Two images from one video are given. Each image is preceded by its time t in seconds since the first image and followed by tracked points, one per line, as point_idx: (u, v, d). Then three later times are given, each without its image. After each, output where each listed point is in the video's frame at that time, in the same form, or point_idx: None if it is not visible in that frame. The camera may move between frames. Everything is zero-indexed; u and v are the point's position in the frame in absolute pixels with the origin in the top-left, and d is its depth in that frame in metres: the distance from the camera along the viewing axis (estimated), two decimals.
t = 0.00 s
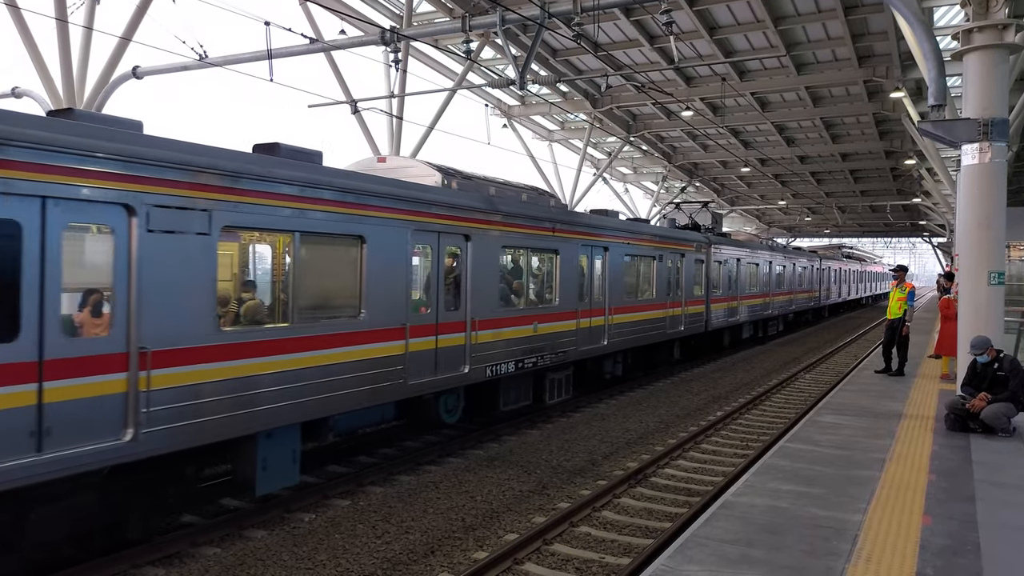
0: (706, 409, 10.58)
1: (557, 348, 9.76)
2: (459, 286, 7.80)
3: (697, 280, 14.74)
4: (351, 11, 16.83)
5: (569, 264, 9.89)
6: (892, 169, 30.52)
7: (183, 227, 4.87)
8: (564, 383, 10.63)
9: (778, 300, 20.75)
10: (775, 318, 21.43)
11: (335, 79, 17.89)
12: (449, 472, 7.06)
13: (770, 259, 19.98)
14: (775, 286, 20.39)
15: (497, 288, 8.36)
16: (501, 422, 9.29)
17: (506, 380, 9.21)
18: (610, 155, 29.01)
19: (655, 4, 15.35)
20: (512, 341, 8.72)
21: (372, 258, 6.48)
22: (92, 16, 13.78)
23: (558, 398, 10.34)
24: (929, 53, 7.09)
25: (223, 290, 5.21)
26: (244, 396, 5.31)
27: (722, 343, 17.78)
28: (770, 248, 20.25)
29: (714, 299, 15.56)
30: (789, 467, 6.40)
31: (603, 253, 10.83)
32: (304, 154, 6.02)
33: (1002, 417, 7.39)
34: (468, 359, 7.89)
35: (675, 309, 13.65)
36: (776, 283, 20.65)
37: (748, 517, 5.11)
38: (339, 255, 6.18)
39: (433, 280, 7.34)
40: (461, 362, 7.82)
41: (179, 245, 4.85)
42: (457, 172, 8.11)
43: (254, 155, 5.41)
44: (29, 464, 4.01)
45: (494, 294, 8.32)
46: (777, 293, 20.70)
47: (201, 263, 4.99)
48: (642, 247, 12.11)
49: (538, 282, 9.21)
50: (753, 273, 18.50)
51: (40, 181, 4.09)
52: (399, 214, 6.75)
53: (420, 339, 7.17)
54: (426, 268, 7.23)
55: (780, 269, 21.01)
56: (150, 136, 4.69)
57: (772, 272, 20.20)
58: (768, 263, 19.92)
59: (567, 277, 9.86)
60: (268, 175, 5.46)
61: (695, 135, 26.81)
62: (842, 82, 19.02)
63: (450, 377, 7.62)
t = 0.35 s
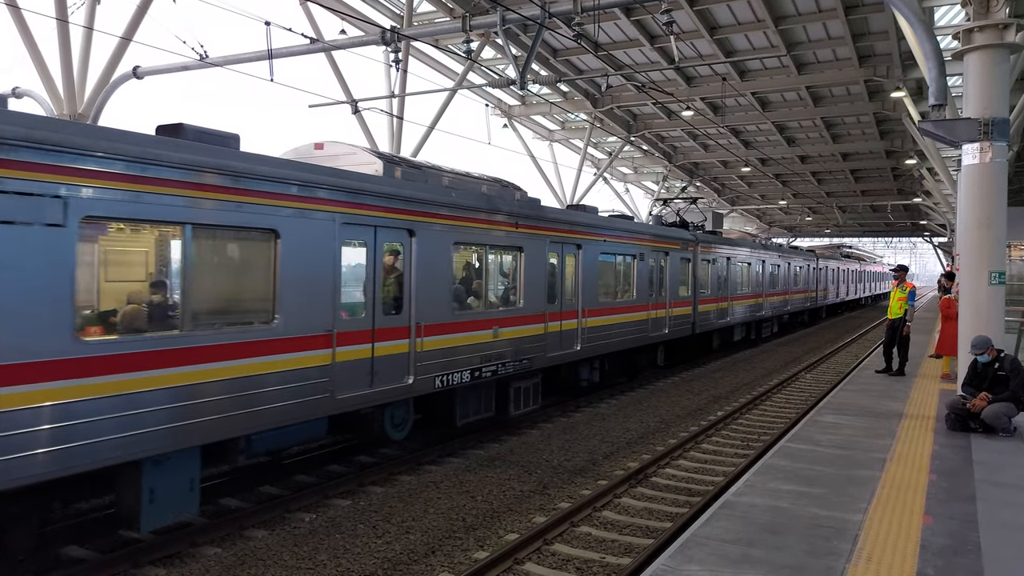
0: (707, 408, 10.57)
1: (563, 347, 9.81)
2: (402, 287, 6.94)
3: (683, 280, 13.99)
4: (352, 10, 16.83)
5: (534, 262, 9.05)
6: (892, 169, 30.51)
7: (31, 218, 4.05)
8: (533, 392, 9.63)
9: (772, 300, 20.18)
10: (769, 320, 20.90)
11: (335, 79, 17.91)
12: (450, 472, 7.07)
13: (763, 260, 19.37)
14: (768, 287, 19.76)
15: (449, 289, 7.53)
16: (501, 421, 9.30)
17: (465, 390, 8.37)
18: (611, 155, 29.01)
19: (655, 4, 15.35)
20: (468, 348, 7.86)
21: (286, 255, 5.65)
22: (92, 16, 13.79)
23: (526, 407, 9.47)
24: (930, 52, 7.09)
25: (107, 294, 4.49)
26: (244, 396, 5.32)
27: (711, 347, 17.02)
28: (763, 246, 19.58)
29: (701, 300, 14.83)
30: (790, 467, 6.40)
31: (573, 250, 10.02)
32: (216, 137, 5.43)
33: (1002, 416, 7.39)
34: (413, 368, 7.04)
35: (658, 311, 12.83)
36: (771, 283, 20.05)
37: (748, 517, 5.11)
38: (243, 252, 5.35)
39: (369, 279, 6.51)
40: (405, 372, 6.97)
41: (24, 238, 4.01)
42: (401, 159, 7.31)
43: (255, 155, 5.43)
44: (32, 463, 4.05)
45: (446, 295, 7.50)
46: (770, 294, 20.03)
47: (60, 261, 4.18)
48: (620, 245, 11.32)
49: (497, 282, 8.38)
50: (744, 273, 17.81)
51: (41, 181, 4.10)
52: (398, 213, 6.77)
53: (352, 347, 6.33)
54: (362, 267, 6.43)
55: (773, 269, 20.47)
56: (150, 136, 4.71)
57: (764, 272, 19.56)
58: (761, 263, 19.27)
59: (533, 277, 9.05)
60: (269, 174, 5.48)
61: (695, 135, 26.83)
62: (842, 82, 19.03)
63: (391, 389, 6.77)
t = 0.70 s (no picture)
0: (707, 408, 10.56)
1: (561, 350, 9.85)
2: (334, 288, 6.19)
3: (670, 280, 13.36)
4: (352, 10, 16.83)
5: (493, 261, 8.31)
6: (893, 169, 30.49)
7: None
8: (495, 403, 8.82)
9: (768, 300, 19.58)
10: (764, 322, 20.29)
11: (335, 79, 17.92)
12: (450, 472, 7.07)
13: (758, 261, 18.72)
14: (763, 287, 19.12)
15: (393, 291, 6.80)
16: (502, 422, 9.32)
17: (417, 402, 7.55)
18: (611, 155, 28.99)
19: (655, 4, 15.36)
20: (415, 356, 7.08)
21: (183, 252, 4.89)
22: (92, 16, 13.79)
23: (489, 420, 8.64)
24: (931, 52, 7.08)
25: None
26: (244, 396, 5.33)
27: (702, 351, 16.34)
28: (759, 246, 18.93)
29: (689, 301, 14.17)
30: (790, 467, 6.40)
31: (542, 249, 9.34)
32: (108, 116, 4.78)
33: (1003, 416, 7.39)
34: (349, 381, 6.28)
35: (638, 313, 12.13)
36: (766, 284, 19.41)
37: (748, 517, 5.11)
38: (136, 254, 4.67)
39: (291, 281, 5.76)
40: (337, 386, 6.20)
41: None
42: (338, 146, 6.58)
43: (254, 155, 5.45)
44: (38, 462, 4.07)
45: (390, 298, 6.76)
46: (766, 294, 19.40)
47: None
48: (596, 243, 10.67)
49: (450, 282, 7.62)
50: (736, 273, 17.14)
51: (45, 181, 4.13)
52: (398, 213, 6.78)
53: (268, 358, 5.55)
54: (285, 265, 5.70)
55: (770, 268, 19.92)
56: (152, 136, 4.73)
57: (759, 272, 18.94)
58: (756, 263, 18.63)
59: (493, 277, 8.31)
60: (268, 174, 5.50)
61: (695, 135, 26.82)
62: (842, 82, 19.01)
63: (320, 403, 6.01)
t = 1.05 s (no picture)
0: (708, 408, 10.56)
1: (563, 351, 9.91)
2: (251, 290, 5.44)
3: (654, 280, 12.74)
4: (352, 11, 16.84)
5: (450, 259, 7.54)
6: (893, 169, 30.49)
7: None
8: (455, 416, 8.03)
9: (762, 302, 19.11)
10: (757, 324, 19.84)
11: (336, 79, 17.95)
12: (451, 472, 7.07)
13: (750, 261, 18.18)
14: (755, 288, 18.55)
15: (325, 294, 6.05)
16: (503, 422, 9.33)
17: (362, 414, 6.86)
18: (612, 155, 28.97)
19: (656, 4, 15.35)
20: (359, 366, 6.41)
21: (53, 240, 4.16)
22: (93, 17, 13.79)
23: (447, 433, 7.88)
24: (932, 53, 7.08)
25: None
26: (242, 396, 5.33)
27: (690, 355, 15.77)
28: (751, 245, 18.36)
29: (675, 303, 13.57)
30: (791, 467, 6.40)
31: (508, 248, 8.61)
32: None
33: (1004, 417, 7.38)
34: (269, 395, 5.52)
35: (618, 315, 11.43)
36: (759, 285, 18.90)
37: (749, 517, 5.11)
38: None
39: (193, 282, 5.02)
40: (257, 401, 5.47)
41: None
42: (259, 129, 5.90)
43: (253, 155, 5.46)
44: (39, 461, 4.09)
45: (322, 301, 6.01)
46: (759, 295, 18.88)
47: None
48: (576, 241, 10.12)
49: (398, 283, 6.88)
50: (726, 273, 16.56)
51: (45, 181, 4.14)
52: (398, 213, 6.77)
53: (163, 371, 4.79)
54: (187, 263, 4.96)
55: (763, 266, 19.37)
56: (152, 136, 4.74)
57: (751, 272, 18.38)
58: (748, 264, 18.10)
59: (449, 277, 7.56)
60: (269, 174, 5.52)
61: (696, 135, 26.82)
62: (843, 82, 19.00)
63: (232, 420, 5.25)
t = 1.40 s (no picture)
0: (709, 408, 10.56)
1: (566, 350, 9.95)
2: (146, 295, 4.76)
3: (638, 281, 12.08)
4: (352, 11, 16.85)
5: (399, 258, 6.86)
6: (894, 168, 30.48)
7: None
8: (410, 431, 7.28)
9: (754, 302, 18.59)
10: (750, 325, 19.30)
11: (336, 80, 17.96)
12: (452, 473, 7.06)
13: (742, 260, 17.61)
14: (747, 288, 17.97)
15: (240, 296, 5.37)
16: (505, 422, 9.32)
17: (297, 428, 6.10)
18: (613, 155, 28.95)
19: (656, 3, 15.34)
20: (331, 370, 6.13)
21: None
22: (93, 18, 13.79)
23: (397, 450, 7.07)
24: (932, 51, 7.08)
25: None
26: (238, 397, 5.33)
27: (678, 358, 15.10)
28: (743, 244, 17.77)
29: (661, 304, 12.92)
30: (792, 467, 6.40)
31: (469, 247, 7.94)
32: None
33: (1005, 416, 7.37)
34: (170, 414, 4.86)
35: (597, 318, 10.75)
36: (751, 285, 18.35)
37: (750, 517, 5.10)
38: None
39: (72, 285, 4.37)
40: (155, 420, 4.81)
41: None
42: (167, 113, 5.30)
43: (251, 155, 5.47)
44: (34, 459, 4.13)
45: (239, 305, 5.35)
46: (752, 295, 18.33)
47: None
48: (552, 239, 9.47)
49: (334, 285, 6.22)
50: (716, 274, 15.94)
51: (41, 182, 4.17)
52: (395, 213, 6.76)
53: (64, 384, 4.30)
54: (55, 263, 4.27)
55: (755, 264, 18.73)
56: (148, 137, 4.76)
57: (743, 271, 17.80)
58: (740, 263, 17.54)
59: (399, 278, 6.87)
60: (268, 174, 5.53)
61: (697, 135, 26.81)
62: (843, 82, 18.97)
63: (123, 443, 4.60)
